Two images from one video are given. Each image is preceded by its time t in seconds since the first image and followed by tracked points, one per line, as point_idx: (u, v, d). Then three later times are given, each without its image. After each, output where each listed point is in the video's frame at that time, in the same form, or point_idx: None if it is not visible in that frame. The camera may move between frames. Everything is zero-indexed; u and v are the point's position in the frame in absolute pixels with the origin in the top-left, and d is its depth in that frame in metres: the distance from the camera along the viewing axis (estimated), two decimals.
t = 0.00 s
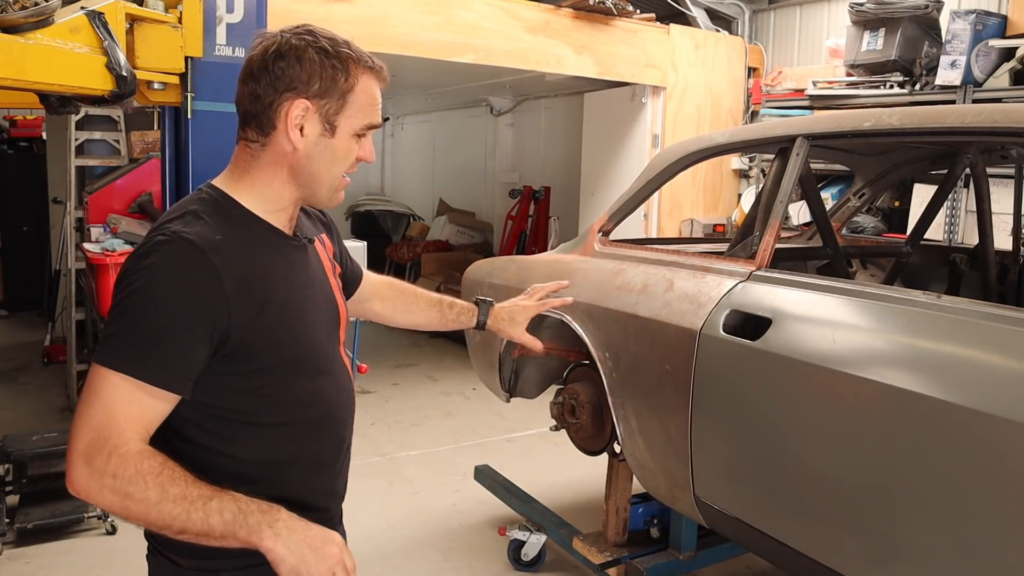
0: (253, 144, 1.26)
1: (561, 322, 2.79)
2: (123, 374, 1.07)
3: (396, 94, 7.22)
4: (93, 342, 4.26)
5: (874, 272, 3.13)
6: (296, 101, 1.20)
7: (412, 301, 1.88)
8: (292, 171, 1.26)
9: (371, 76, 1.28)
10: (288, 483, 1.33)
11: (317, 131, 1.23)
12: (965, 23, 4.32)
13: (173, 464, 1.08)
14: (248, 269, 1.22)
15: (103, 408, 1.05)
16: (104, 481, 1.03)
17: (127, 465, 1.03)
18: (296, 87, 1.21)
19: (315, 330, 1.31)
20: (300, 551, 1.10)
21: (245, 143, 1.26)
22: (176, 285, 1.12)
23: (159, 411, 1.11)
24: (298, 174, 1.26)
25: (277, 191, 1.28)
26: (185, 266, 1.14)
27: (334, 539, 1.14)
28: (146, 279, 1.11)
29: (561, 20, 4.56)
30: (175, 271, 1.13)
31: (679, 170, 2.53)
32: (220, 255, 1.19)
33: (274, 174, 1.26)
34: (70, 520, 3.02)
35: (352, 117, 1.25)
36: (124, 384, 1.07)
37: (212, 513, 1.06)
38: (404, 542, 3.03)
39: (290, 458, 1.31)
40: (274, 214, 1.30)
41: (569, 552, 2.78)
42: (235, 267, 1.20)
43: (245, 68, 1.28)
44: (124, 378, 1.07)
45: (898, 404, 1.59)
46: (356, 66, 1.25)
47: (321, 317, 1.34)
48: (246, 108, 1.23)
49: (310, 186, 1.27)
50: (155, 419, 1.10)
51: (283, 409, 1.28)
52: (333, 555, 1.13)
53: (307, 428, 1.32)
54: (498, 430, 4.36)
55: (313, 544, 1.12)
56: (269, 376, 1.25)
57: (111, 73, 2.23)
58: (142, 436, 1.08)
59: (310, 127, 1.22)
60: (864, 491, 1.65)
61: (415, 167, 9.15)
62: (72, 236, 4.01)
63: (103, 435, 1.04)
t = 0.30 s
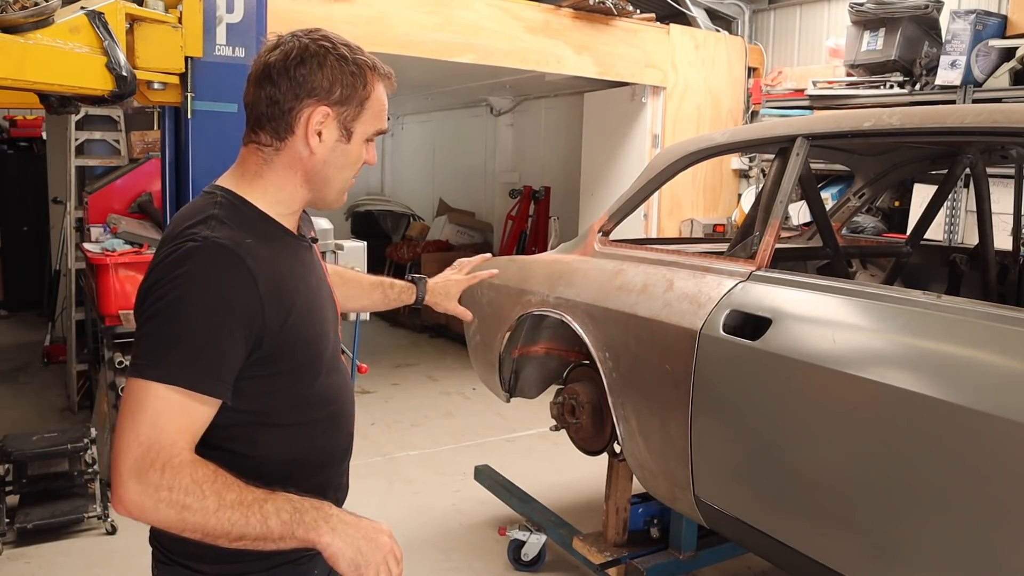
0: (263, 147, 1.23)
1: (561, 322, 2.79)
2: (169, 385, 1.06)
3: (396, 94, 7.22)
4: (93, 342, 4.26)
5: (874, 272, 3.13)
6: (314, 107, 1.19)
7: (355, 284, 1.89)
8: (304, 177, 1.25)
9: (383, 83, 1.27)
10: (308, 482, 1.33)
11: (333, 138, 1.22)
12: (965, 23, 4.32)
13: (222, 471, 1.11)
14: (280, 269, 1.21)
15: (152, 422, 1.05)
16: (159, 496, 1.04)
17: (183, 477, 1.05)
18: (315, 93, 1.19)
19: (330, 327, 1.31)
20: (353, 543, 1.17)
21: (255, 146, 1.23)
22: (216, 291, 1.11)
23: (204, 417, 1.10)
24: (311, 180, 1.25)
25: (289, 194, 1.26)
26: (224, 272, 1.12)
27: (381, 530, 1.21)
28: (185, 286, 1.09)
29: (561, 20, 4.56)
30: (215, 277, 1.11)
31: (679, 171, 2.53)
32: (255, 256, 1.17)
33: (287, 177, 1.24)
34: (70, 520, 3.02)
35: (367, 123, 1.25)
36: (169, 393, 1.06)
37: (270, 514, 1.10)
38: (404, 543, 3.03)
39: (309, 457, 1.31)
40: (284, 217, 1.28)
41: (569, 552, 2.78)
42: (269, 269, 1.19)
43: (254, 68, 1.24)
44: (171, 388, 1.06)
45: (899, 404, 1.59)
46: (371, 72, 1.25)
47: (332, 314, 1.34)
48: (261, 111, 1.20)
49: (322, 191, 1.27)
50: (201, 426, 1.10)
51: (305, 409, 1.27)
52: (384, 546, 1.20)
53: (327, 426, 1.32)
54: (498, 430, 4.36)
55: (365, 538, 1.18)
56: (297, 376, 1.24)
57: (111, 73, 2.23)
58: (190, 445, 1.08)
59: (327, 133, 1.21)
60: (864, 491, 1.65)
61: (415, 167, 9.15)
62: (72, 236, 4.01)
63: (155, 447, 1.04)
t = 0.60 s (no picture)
0: (261, 147, 1.22)
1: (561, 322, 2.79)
2: (182, 387, 1.06)
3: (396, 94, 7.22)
4: (93, 342, 4.26)
5: (874, 272, 3.13)
6: (313, 106, 1.19)
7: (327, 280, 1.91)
8: (303, 175, 1.24)
9: (379, 81, 1.27)
10: (310, 481, 1.33)
11: (331, 136, 1.22)
12: (965, 23, 4.32)
13: (234, 471, 1.12)
14: (285, 268, 1.20)
15: (166, 425, 1.05)
16: (177, 498, 1.05)
17: (200, 478, 1.06)
18: (313, 92, 1.18)
19: (331, 324, 1.31)
20: (363, 534, 1.20)
21: (252, 146, 1.23)
22: (226, 293, 1.10)
23: (215, 418, 1.10)
24: (309, 178, 1.25)
25: (289, 193, 1.26)
26: (232, 272, 1.12)
27: (385, 520, 1.24)
28: (194, 288, 1.09)
29: (561, 20, 4.56)
30: (224, 278, 1.11)
31: (679, 171, 2.53)
32: (261, 257, 1.17)
33: (286, 176, 1.24)
34: (70, 520, 3.02)
35: (365, 121, 1.25)
36: (182, 396, 1.06)
37: (284, 511, 1.13)
38: (404, 542, 3.03)
39: (313, 455, 1.31)
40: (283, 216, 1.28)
41: (569, 552, 2.78)
42: (275, 268, 1.18)
43: (251, 67, 1.23)
44: (184, 391, 1.06)
45: (899, 404, 1.59)
46: (368, 70, 1.24)
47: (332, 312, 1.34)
48: (259, 110, 1.20)
49: (320, 189, 1.27)
50: (213, 427, 1.11)
51: (311, 407, 1.27)
52: (389, 535, 1.23)
53: (330, 424, 1.32)
54: (498, 430, 4.36)
55: (372, 528, 1.22)
56: (303, 374, 1.24)
57: (111, 73, 2.23)
58: (203, 446, 1.09)
59: (325, 131, 1.21)
60: (865, 491, 1.65)
61: (415, 167, 9.15)
62: (72, 236, 4.01)
63: (171, 451, 1.05)
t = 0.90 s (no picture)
0: (266, 154, 1.21)
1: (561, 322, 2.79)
2: (192, 406, 1.05)
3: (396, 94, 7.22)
4: (93, 342, 4.26)
5: (874, 272, 3.13)
6: (321, 114, 1.18)
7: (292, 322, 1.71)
8: (308, 181, 1.24)
9: (381, 86, 1.28)
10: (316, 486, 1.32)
11: (338, 144, 1.22)
12: (965, 23, 4.32)
13: (241, 487, 1.12)
14: (293, 279, 1.19)
15: (177, 443, 1.04)
16: (185, 516, 1.05)
17: (208, 496, 1.06)
18: (320, 99, 1.18)
19: (335, 332, 1.30)
20: (363, 550, 1.22)
21: (257, 153, 1.21)
22: (235, 309, 1.09)
23: (224, 434, 1.10)
24: (314, 184, 1.24)
25: (293, 199, 1.25)
26: (241, 288, 1.10)
27: (384, 535, 1.27)
28: (203, 306, 1.08)
29: (561, 20, 4.56)
30: (234, 294, 1.09)
31: (679, 171, 2.53)
32: (270, 270, 1.15)
33: (291, 183, 1.23)
34: (70, 520, 3.02)
35: (368, 128, 1.25)
36: (192, 415, 1.05)
37: (289, 528, 1.14)
38: (404, 542, 3.03)
39: (317, 462, 1.30)
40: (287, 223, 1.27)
41: (569, 552, 2.78)
42: (284, 281, 1.17)
43: (254, 73, 1.22)
44: (193, 409, 1.05)
45: (898, 404, 1.59)
46: (371, 76, 1.25)
47: (336, 318, 1.32)
48: (264, 117, 1.18)
49: (324, 195, 1.26)
50: (222, 442, 1.10)
51: (316, 414, 1.26)
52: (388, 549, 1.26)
53: (333, 430, 1.31)
54: (498, 430, 4.36)
55: (372, 544, 1.24)
56: (310, 383, 1.23)
57: (111, 73, 2.23)
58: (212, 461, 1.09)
59: (332, 139, 1.21)
60: (865, 491, 1.65)
61: (415, 167, 9.15)
62: (72, 236, 4.01)
63: (181, 470, 1.04)
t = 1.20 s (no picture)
0: (307, 160, 1.28)
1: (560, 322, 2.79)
2: (246, 384, 1.12)
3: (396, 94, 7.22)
4: (93, 342, 4.25)
5: (874, 272, 3.13)
6: (354, 119, 1.25)
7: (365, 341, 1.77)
8: (344, 183, 1.30)
9: (407, 94, 1.35)
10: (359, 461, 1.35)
11: (370, 146, 1.28)
12: (965, 23, 4.32)
13: (301, 455, 1.18)
14: (331, 265, 1.24)
15: (238, 417, 1.11)
16: (252, 482, 1.11)
17: (273, 462, 1.13)
18: (353, 106, 1.25)
19: (373, 314, 1.35)
20: (423, 510, 1.25)
21: (298, 160, 1.28)
22: (279, 294, 1.15)
23: (280, 407, 1.15)
24: (350, 186, 1.30)
25: (332, 201, 1.31)
26: (284, 274, 1.17)
27: (443, 492, 1.29)
28: (249, 293, 1.15)
29: (561, 20, 4.55)
30: (276, 281, 1.16)
31: (679, 170, 2.53)
32: (309, 259, 1.21)
33: (329, 186, 1.29)
34: (70, 520, 3.02)
35: (397, 133, 1.32)
36: (247, 392, 1.12)
37: (349, 490, 1.19)
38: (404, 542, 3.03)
39: (362, 442, 1.33)
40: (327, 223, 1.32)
41: (569, 552, 2.78)
42: (322, 267, 1.22)
43: (291, 88, 1.29)
44: (248, 386, 1.12)
45: (898, 405, 1.59)
46: (397, 85, 1.32)
47: (373, 309, 1.37)
48: (304, 126, 1.25)
49: (360, 195, 1.32)
50: (280, 415, 1.16)
51: (360, 395, 1.31)
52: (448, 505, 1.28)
53: (375, 412, 1.35)
54: (498, 430, 4.35)
55: (431, 500, 1.27)
56: (352, 364, 1.28)
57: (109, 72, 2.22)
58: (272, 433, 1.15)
59: (365, 142, 1.27)
60: (865, 492, 1.65)
61: (415, 167, 9.16)
62: (72, 236, 4.01)
63: (243, 441, 1.11)
